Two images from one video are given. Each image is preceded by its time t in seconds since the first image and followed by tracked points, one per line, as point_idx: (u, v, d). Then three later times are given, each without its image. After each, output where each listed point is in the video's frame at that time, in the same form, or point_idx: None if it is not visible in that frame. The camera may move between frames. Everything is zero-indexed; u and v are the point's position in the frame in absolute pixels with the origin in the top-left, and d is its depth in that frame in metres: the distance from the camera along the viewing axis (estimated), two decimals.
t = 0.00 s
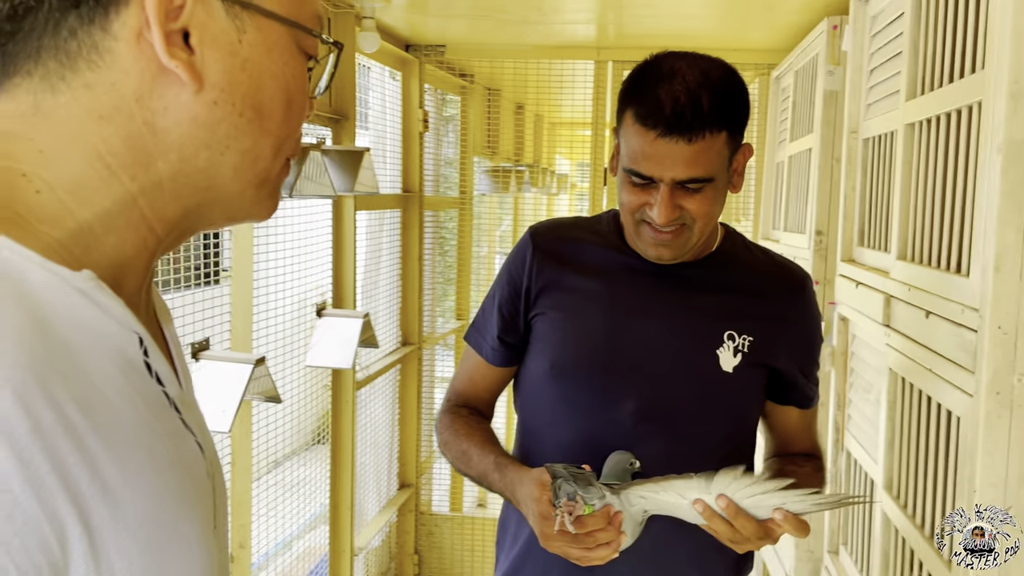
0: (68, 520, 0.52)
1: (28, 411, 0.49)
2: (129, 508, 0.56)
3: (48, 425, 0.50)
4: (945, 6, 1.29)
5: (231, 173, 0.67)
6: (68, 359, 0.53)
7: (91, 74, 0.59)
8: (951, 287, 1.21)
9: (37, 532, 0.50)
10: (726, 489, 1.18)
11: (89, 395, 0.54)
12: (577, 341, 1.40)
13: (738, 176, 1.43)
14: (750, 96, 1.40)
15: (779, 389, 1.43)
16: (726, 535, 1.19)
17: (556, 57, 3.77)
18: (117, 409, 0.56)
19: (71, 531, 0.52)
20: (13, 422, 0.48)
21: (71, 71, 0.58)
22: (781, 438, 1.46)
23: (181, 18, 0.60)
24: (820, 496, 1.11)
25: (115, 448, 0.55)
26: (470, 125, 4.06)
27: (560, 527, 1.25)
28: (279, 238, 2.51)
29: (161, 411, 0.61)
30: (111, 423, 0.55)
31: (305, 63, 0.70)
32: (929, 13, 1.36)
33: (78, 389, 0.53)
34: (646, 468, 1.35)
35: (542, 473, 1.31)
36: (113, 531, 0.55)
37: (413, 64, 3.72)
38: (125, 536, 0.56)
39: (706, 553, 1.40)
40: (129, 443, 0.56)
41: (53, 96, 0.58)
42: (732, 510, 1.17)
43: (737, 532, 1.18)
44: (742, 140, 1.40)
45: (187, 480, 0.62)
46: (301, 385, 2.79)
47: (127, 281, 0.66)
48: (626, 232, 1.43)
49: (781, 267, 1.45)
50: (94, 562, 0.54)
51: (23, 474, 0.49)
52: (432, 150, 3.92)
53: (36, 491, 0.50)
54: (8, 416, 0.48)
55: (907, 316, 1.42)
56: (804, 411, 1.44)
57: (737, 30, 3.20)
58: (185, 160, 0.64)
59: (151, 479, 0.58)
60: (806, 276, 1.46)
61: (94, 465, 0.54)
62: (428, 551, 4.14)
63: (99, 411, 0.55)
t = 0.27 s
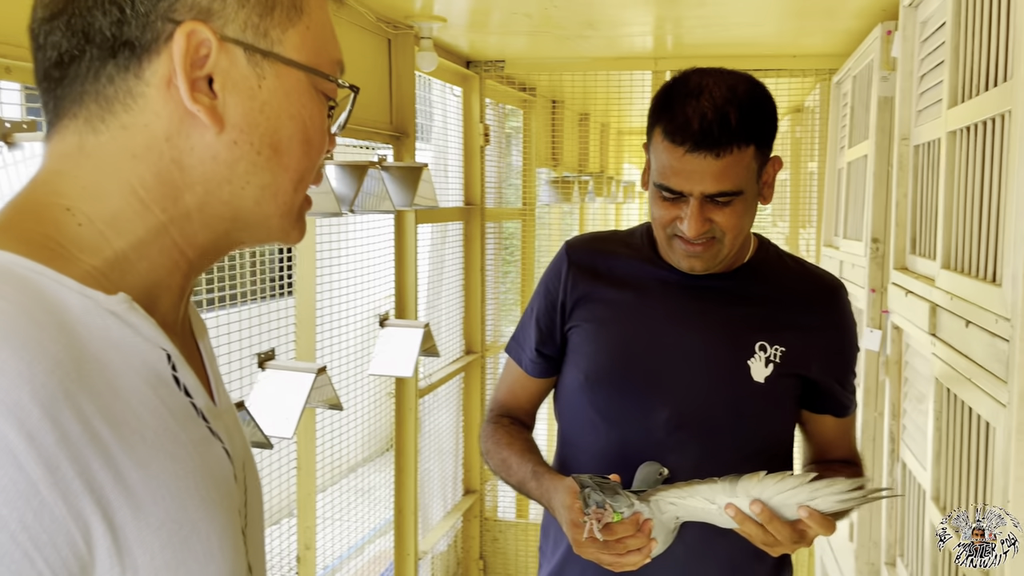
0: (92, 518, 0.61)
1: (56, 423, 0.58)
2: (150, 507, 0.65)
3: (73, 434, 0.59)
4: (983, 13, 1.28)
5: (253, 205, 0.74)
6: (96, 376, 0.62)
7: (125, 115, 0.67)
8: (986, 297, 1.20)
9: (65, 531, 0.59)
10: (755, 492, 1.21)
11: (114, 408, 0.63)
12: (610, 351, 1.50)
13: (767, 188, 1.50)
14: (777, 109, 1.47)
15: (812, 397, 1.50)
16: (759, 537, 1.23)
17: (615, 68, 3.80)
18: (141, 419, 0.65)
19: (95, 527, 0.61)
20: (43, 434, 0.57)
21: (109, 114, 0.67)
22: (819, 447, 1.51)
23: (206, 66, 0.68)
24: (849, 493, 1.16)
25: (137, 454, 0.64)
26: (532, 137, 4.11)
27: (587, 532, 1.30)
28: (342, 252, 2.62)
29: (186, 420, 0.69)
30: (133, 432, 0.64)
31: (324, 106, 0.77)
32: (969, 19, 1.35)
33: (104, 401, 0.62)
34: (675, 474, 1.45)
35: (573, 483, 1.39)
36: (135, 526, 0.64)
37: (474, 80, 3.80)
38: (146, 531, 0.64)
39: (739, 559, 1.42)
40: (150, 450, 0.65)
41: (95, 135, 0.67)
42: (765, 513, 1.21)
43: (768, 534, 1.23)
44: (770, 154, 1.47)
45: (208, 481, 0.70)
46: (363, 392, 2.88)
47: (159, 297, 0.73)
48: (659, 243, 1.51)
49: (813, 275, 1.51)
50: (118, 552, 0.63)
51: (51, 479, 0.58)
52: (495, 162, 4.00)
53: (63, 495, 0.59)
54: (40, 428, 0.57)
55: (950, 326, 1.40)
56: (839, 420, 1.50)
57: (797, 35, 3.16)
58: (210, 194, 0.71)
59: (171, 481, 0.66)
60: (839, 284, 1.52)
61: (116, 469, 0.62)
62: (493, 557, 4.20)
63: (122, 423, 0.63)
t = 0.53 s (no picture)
0: (140, 518, 0.67)
1: (109, 433, 0.64)
2: (192, 508, 0.71)
3: (124, 443, 0.66)
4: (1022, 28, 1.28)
5: (290, 228, 0.81)
6: (146, 390, 0.69)
7: (172, 154, 0.74)
8: (1018, 311, 1.21)
9: (115, 529, 0.65)
10: (780, 498, 1.26)
11: (161, 418, 0.70)
12: (643, 362, 1.56)
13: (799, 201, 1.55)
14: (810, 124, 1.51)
15: (841, 408, 1.56)
16: (791, 543, 1.25)
17: (660, 77, 3.79)
18: (185, 428, 0.72)
19: (142, 527, 0.67)
20: (98, 443, 0.64)
21: (159, 153, 0.75)
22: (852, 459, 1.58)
23: (244, 105, 0.75)
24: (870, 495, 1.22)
25: (181, 460, 0.71)
26: (579, 146, 4.14)
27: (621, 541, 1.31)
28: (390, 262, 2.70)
29: (228, 430, 0.77)
30: (177, 440, 0.71)
31: (353, 128, 0.84)
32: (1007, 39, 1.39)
33: (153, 412, 0.69)
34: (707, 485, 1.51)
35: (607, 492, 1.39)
36: (179, 526, 0.70)
37: (521, 91, 3.85)
38: (189, 531, 0.71)
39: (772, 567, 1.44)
40: (192, 457, 0.72)
41: (145, 172, 0.75)
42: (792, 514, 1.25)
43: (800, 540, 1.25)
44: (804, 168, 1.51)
45: (244, 486, 0.77)
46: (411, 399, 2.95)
47: (204, 319, 0.81)
48: (697, 256, 1.56)
49: (844, 288, 1.57)
50: (164, 550, 0.69)
51: (104, 482, 0.64)
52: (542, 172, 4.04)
53: (115, 497, 0.65)
54: (96, 435, 0.64)
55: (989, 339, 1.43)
56: (870, 431, 1.56)
57: (847, 41, 3.13)
58: (251, 219, 0.79)
59: (211, 486, 0.73)
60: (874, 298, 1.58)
61: (163, 474, 0.69)
62: (541, 563, 4.23)
63: (168, 432, 0.70)
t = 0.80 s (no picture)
0: (176, 504, 0.71)
1: (147, 422, 0.69)
2: (225, 496, 0.75)
3: (161, 433, 0.70)
4: None
5: (317, 227, 0.84)
6: (183, 383, 0.74)
7: (205, 159, 0.79)
8: None
9: (153, 513, 0.69)
10: (800, 493, 1.28)
11: (197, 410, 0.74)
12: (666, 362, 1.58)
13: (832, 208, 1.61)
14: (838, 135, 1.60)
15: (864, 409, 1.57)
16: (811, 538, 1.28)
17: (688, 80, 3.79)
18: (219, 420, 0.76)
19: (178, 512, 0.71)
20: (137, 431, 0.68)
21: (192, 160, 0.80)
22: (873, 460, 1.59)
23: (272, 112, 0.80)
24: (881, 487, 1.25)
25: (215, 450, 0.75)
26: (609, 149, 4.16)
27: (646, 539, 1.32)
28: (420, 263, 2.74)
29: (261, 422, 0.81)
30: (211, 431, 0.75)
31: (377, 128, 0.87)
32: None
33: (189, 403, 0.73)
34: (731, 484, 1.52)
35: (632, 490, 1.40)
36: (213, 512, 0.74)
37: (551, 94, 3.88)
38: (223, 517, 0.75)
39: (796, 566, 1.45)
40: (226, 447, 0.76)
41: (180, 177, 0.80)
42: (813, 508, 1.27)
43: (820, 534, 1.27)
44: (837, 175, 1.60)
45: (275, 477, 0.81)
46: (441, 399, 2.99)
47: (236, 316, 0.85)
48: (742, 259, 1.55)
49: (867, 291, 1.58)
50: (198, 534, 0.73)
51: (143, 468, 0.68)
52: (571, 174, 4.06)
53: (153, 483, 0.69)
54: (135, 425, 0.68)
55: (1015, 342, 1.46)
56: (891, 433, 1.57)
57: (879, 43, 3.12)
58: (280, 220, 0.83)
59: (243, 475, 0.77)
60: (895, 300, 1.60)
61: (198, 463, 0.73)
62: (569, 564, 4.23)
63: (203, 423, 0.74)
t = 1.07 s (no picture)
0: (184, 499, 0.73)
1: (155, 419, 0.70)
2: (231, 492, 0.77)
3: (169, 429, 0.72)
4: None
5: (321, 226, 0.87)
6: (190, 380, 0.75)
7: (211, 161, 0.81)
8: None
9: (161, 508, 0.71)
10: (805, 488, 1.29)
11: (204, 407, 0.76)
12: (674, 362, 1.59)
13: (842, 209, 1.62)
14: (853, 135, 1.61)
15: (871, 410, 1.57)
16: (818, 535, 1.28)
17: (700, 82, 3.78)
18: (226, 417, 0.78)
19: (186, 507, 0.73)
20: (146, 427, 0.70)
21: (198, 162, 0.82)
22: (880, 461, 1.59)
23: (277, 114, 0.82)
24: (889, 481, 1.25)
25: (222, 446, 0.77)
26: (621, 149, 4.16)
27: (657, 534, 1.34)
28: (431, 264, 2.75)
29: (268, 419, 0.82)
30: (218, 428, 0.77)
31: (381, 129, 0.90)
32: None
33: (196, 401, 0.75)
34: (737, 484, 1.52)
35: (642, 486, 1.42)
36: (219, 507, 0.76)
37: (562, 96, 3.89)
38: (229, 511, 0.77)
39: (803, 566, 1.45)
40: (233, 444, 0.78)
41: (188, 179, 0.82)
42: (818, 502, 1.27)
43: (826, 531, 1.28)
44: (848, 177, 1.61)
45: (281, 473, 0.82)
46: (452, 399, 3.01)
47: (243, 314, 0.88)
48: (754, 257, 1.55)
49: (875, 293, 1.58)
50: (205, 529, 0.75)
51: (151, 463, 0.70)
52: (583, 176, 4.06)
53: (160, 479, 0.71)
54: (143, 421, 0.70)
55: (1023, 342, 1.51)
56: (898, 435, 1.57)
57: (892, 44, 3.11)
58: (285, 220, 0.85)
59: (250, 470, 0.79)
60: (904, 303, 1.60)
61: (205, 458, 0.75)
62: (580, 564, 4.24)
63: (210, 419, 0.76)
